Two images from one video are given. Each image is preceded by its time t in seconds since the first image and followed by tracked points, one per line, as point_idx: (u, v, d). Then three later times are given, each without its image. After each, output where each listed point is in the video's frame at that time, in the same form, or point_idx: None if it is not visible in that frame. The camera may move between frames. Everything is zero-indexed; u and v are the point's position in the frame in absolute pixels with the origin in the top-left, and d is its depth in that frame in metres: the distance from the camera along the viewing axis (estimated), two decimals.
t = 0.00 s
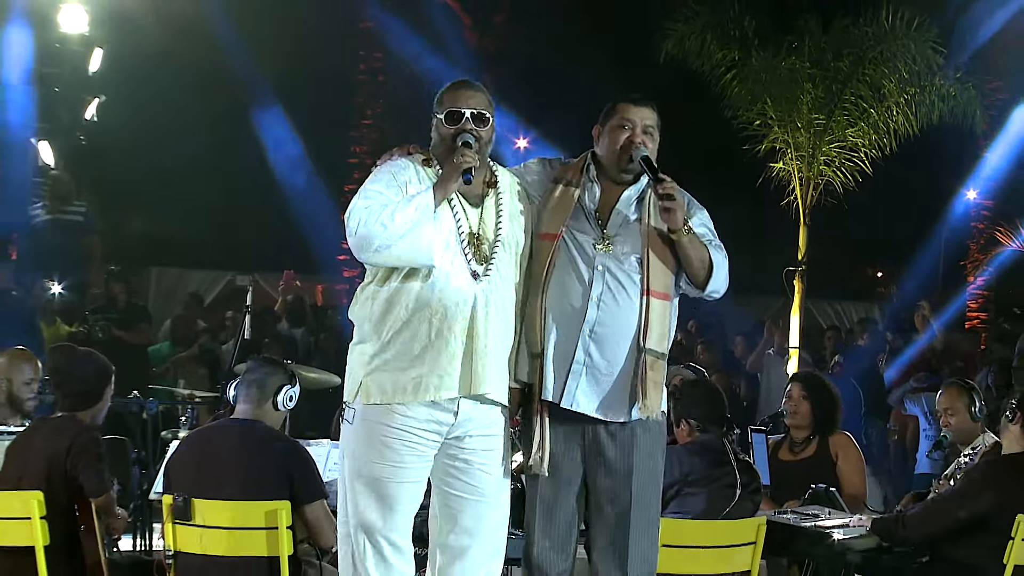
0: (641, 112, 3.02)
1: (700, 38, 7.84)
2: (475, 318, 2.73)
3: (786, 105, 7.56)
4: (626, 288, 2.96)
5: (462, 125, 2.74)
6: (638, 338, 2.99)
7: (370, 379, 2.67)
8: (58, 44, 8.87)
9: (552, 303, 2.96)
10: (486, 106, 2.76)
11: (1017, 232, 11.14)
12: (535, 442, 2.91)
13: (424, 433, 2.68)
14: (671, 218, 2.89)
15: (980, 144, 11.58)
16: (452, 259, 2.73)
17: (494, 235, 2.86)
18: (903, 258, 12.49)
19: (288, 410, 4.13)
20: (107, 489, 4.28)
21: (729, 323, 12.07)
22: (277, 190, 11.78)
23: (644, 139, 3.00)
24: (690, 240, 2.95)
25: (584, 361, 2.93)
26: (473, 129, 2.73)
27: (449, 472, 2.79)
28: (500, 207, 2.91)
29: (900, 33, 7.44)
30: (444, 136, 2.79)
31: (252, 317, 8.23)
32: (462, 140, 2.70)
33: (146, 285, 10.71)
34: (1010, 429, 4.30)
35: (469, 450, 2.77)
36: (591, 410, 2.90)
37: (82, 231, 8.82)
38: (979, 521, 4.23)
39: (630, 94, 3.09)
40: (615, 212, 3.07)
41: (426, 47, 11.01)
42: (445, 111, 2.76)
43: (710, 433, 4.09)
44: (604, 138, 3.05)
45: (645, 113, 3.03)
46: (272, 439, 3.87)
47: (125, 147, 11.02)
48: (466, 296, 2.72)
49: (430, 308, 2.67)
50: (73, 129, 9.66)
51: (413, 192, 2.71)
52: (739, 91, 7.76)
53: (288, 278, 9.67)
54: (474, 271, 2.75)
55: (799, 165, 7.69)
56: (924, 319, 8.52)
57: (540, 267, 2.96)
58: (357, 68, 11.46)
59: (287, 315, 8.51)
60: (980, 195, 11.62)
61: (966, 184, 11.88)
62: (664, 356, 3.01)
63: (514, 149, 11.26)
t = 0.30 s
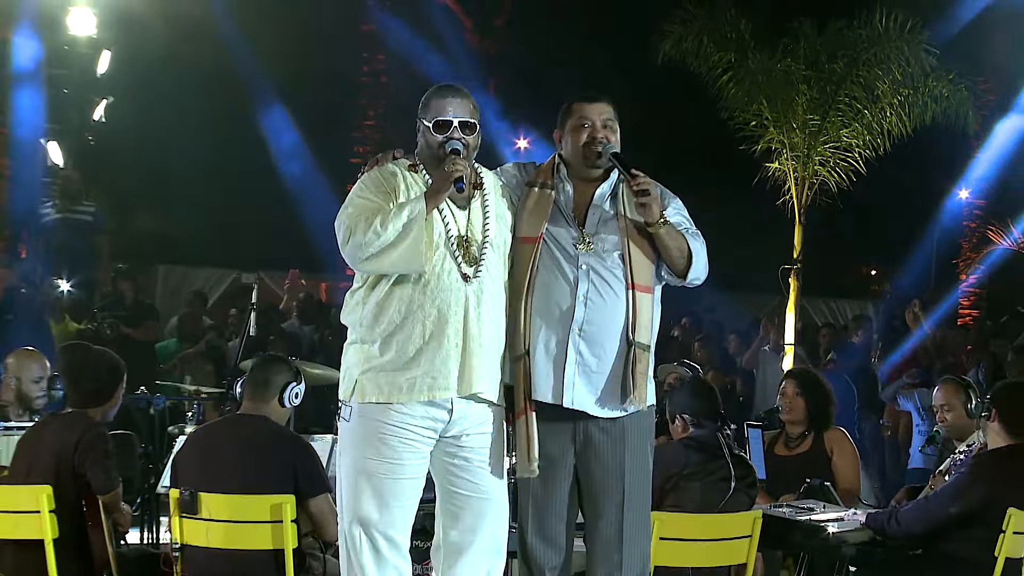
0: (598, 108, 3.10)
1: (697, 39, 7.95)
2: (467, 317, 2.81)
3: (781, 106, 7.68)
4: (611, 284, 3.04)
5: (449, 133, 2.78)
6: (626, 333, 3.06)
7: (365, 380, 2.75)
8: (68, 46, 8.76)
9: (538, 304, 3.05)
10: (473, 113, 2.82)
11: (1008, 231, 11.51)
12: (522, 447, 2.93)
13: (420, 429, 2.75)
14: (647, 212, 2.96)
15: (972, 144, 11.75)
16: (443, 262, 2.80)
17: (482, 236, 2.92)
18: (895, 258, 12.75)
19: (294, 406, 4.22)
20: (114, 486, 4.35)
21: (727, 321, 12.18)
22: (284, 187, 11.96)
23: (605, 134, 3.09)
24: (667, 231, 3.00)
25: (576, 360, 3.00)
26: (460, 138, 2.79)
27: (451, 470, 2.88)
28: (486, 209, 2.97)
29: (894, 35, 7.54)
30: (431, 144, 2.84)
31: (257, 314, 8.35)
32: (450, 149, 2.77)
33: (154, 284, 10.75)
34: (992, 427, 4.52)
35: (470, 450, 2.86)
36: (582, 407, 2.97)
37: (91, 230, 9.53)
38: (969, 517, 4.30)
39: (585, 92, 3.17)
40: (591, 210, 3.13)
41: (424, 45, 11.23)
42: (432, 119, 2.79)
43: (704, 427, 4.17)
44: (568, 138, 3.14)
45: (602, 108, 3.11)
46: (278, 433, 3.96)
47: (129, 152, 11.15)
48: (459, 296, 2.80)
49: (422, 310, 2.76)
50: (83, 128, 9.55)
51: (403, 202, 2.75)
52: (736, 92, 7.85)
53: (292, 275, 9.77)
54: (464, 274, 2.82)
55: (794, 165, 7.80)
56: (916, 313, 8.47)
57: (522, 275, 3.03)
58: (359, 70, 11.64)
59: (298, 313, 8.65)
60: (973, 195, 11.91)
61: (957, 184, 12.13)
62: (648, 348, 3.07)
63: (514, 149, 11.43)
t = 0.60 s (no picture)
0: (590, 110, 3.15)
1: (694, 42, 8.10)
2: (472, 316, 2.91)
3: (776, 107, 7.82)
4: (609, 284, 3.12)
5: (457, 132, 2.87)
6: (622, 332, 3.15)
7: (371, 376, 2.82)
8: (78, 49, 8.44)
9: (537, 301, 3.10)
10: (478, 112, 2.90)
11: (999, 229, 11.54)
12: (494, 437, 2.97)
13: (425, 424, 2.85)
14: (647, 219, 3.07)
15: (963, 144, 12.04)
16: (450, 260, 2.90)
17: (487, 235, 3.02)
18: (888, 257, 12.73)
19: (299, 401, 4.33)
20: (124, 479, 4.47)
21: (726, 318, 12.32)
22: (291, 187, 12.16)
23: (599, 136, 3.15)
24: (666, 237, 3.11)
25: (573, 357, 3.07)
26: (468, 136, 2.88)
27: (454, 465, 2.97)
28: (490, 209, 3.08)
29: (887, 38, 7.65)
30: (439, 142, 2.92)
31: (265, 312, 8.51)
32: (459, 147, 2.85)
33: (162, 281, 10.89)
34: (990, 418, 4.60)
35: (472, 441, 2.95)
36: (578, 404, 3.06)
37: (102, 230, 9.86)
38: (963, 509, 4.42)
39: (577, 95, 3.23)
40: (591, 211, 3.21)
41: (430, 50, 11.36)
42: (439, 118, 2.88)
43: (696, 422, 4.28)
44: (563, 141, 3.19)
45: (594, 110, 3.16)
46: (283, 426, 4.06)
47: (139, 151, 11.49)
48: (464, 295, 2.91)
49: (429, 307, 2.85)
50: (93, 130, 9.57)
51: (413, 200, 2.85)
52: (732, 94, 7.99)
53: (299, 274, 9.89)
54: (470, 271, 2.92)
55: (789, 165, 7.94)
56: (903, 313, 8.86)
57: (522, 272, 3.11)
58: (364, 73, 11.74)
59: (309, 309, 8.78)
60: (964, 194, 12.11)
61: (948, 184, 12.35)
62: (644, 348, 3.17)
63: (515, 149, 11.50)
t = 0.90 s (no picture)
0: (616, 107, 3.22)
1: (691, 45, 8.40)
2: (486, 311, 3.00)
3: (771, 108, 8.02)
4: (621, 277, 3.21)
5: (474, 126, 2.97)
6: (631, 324, 3.23)
7: (386, 369, 2.92)
8: (89, 51, 9.62)
9: (551, 292, 3.21)
10: (493, 108, 2.99)
11: (989, 228, 11.31)
12: (514, 424, 3.07)
13: (435, 419, 2.95)
14: (667, 217, 3.14)
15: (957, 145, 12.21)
16: (466, 255, 2.98)
17: (502, 230, 3.09)
18: (880, 256, 12.97)
19: (297, 390, 4.38)
20: (132, 471, 4.56)
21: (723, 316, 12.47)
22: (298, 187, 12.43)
23: (622, 132, 3.22)
24: (683, 236, 3.19)
25: (582, 347, 3.18)
26: (484, 131, 2.97)
27: (458, 455, 3.07)
28: (506, 206, 3.14)
29: (880, 40, 7.95)
30: (455, 137, 3.02)
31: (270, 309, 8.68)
32: (476, 142, 2.95)
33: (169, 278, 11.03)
34: (986, 414, 4.65)
35: (478, 435, 3.05)
36: (589, 392, 3.16)
37: (111, 229, 9.78)
38: (955, 503, 4.54)
39: (602, 93, 3.30)
40: (609, 205, 3.29)
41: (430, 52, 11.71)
42: (456, 114, 2.98)
43: (688, 419, 4.39)
44: (586, 136, 3.28)
45: (620, 108, 3.23)
46: (286, 420, 4.16)
47: (152, 149, 11.96)
48: (479, 289, 2.99)
49: (445, 299, 2.94)
50: (102, 130, 10.46)
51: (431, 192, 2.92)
52: (728, 96, 8.22)
53: (302, 271, 10.04)
54: (484, 266, 3.00)
55: (784, 165, 8.11)
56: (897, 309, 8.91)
57: (536, 266, 3.21)
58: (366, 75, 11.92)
59: (309, 306, 8.90)
60: (956, 194, 11.86)
61: (941, 184, 12.13)
62: (650, 341, 3.24)
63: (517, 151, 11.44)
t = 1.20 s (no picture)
0: (639, 119, 3.30)
1: (688, 47, 8.55)
2: (487, 317, 3.08)
3: (766, 109, 8.13)
4: (624, 287, 3.31)
5: (488, 134, 3.05)
6: (633, 333, 3.33)
7: (388, 369, 3.02)
8: (97, 53, 10.00)
9: (556, 299, 3.29)
10: (508, 118, 3.08)
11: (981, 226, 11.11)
12: (541, 435, 3.20)
13: (439, 416, 3.04)
14: (670, 234, 3.21)
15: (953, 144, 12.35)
16: (469, 260, 3.06)
17: (506, 237, 3.17)
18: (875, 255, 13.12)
19: (300, 383, 4.48)
20: (140, 466, 4.64)
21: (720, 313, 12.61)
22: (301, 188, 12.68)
23: (642, 145, 3.30)
24: (685, 252, 3.26)
25: (586, 354, 3.26)
26: (498, 140, 3.06)
27: (461, 452, 3.14)
28: (511, 214, 3.22)
29: (873, 42, 8.00)
30: (468, 143, 3.10)
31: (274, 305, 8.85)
32: (488, 152, 3.03)
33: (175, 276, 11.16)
34: (966, 410, 4.76)
35: (481, 434, 3.12)
36: (593, 400, 3.24)
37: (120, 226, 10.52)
38: (944, 497, 4.65)
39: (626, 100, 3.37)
40: (617, 215, 3.38)
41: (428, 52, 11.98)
42: (472, 120, 3.06)
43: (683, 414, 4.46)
44: (606, 143, 3.35)
45: (643, 120, 3.31)
46: (292, 414, 4.27)
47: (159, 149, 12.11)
48: (480, 295, 3.07)
49: (445, 305, 3.03)
50: (110, 130, 10.65)
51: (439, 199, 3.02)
52: (725, 97, 8.36)
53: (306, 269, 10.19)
54: (487, 273, 3.08)
55: (779, 165, 8.24)
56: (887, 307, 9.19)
57: (544, 268, 3.29)
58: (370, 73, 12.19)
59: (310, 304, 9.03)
60: (948, 194, 11.92)
61: (934, 183, 12.21)
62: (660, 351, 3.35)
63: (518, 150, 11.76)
